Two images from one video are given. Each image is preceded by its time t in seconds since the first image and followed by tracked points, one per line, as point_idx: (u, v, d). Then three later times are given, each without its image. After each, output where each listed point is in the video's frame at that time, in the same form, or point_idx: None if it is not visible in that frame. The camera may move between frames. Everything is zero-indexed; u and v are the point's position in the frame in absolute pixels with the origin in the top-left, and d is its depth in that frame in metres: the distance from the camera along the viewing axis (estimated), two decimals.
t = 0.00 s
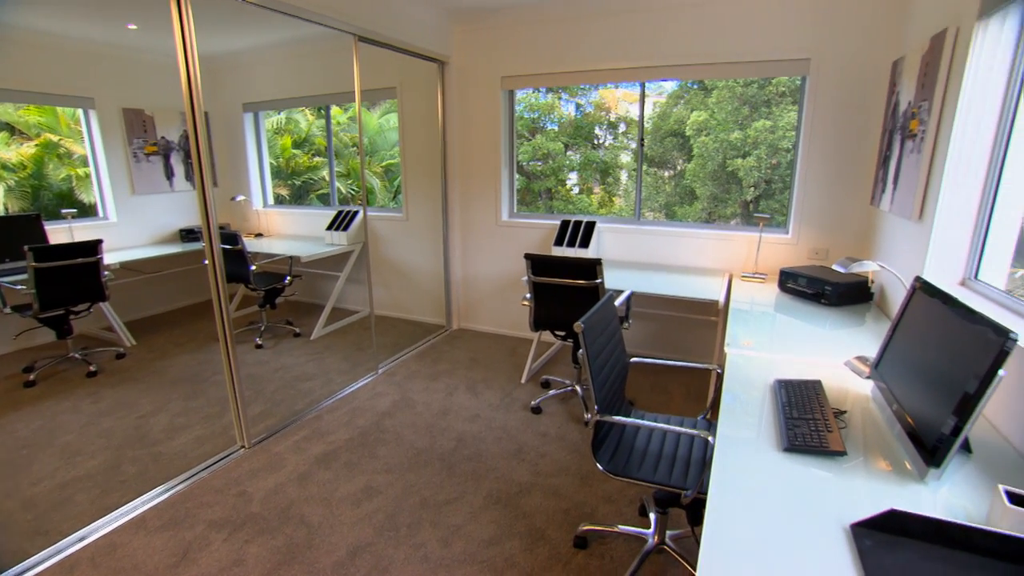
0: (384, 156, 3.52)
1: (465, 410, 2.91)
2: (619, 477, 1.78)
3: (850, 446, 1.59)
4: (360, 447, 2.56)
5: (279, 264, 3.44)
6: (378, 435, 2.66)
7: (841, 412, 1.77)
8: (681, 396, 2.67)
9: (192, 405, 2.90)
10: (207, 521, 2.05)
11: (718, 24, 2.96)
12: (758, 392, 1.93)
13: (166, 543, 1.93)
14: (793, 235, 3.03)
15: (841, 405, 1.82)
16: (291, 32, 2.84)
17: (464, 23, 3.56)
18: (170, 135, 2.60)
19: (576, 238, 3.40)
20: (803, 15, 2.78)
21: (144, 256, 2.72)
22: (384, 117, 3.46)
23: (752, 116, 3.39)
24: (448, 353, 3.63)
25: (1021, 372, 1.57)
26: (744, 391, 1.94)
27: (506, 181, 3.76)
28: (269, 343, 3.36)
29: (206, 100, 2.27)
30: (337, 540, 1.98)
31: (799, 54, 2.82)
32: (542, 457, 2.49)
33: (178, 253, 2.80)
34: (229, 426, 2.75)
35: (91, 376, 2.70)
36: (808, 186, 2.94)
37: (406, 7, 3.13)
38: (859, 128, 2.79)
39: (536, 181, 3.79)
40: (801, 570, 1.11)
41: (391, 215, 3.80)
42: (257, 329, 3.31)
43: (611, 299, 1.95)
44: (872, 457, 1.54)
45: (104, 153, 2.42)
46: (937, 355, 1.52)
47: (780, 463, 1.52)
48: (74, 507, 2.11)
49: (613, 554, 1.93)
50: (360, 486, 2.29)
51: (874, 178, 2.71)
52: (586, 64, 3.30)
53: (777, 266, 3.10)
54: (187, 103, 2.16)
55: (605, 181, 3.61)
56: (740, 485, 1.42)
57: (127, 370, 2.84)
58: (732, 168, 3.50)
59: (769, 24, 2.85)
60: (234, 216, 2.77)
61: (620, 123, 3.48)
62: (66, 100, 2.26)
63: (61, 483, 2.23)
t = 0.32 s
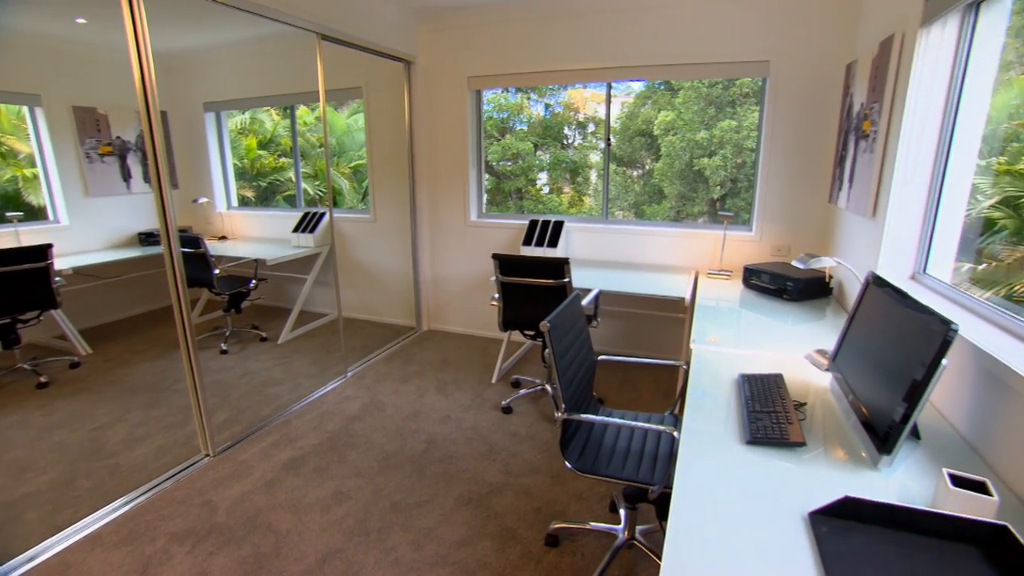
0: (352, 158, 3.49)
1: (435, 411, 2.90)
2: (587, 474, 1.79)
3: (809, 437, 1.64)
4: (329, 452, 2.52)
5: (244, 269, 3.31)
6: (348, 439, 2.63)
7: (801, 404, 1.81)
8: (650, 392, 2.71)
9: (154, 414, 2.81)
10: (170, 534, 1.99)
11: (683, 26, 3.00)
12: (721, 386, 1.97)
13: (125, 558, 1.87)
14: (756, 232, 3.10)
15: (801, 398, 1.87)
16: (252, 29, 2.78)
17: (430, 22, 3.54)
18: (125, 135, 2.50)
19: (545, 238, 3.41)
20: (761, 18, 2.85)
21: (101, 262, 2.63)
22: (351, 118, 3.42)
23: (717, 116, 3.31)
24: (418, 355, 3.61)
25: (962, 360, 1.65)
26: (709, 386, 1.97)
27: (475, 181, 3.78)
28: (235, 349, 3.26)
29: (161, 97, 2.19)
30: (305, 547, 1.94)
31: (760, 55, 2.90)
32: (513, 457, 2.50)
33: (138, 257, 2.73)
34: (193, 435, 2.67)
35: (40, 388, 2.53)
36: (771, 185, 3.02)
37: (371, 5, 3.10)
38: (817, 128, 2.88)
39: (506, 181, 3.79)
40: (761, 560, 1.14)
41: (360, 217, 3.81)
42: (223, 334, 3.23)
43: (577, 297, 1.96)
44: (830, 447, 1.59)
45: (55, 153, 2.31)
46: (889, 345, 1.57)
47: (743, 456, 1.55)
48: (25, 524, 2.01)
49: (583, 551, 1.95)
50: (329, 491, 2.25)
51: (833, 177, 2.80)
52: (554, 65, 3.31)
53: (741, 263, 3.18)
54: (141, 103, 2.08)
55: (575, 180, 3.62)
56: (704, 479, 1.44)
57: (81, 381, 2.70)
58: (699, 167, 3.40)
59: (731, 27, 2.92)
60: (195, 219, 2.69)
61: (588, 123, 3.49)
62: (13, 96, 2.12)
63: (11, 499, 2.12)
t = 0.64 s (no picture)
0: (320, 158, 3.45)
1: (405, 413, 2.88)
2: (556, 472, 1.79)
3: (770, 430, 1.68)
4: (297, 458, 2.48)
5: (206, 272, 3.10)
6: (316, 444, 2.59)
7: (763, 398, 1.86)
8: (619, 389, 2.74)
9: (112, 425, 2.72)
10: (128, 549, 1.92)
11: (648, 27, 3.05)
12: (687, 382, 2.00)
13: None
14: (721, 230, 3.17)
15: (763, 391, 1.91)
16: (210, 26, 2.71)
17: (395, 21, 3.51)
18: (76, 134, 2.32)
19: (512, 238, 3.42)
20: (722, 20, 2.92)
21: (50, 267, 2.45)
22: (318, 118, 3.34)
23: (684, 116, 3.35)
24: (387, 357, 3.59)
25: (909, 351, 1.73)
26: (674, 381, 2.00)
27: (443, 181, 3.77)
28: (198, 355, 3.13)
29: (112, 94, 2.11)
30: (272, 556, 1.90)
31: (721, 57, 2.96)
32: (484, 457, 2.50)
33: (92, 262, 2.54)
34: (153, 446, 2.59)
35: None
36: (733, 184, 3.10)
37: (335, 4, 3.06)
38: (777, 128, 2.97)
39: (475, 181, 3.79)
40: (723, 551, 1.16)
41: (326, 218, 3.66)
42: (184, 341, 3.04)
43: (543, 297, 1.97)
44: (791, 439, 1.63)
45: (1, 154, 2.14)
46: (843, 338, 1.63)
47: (706, 450, 1.58)
48: None
49: (554, 549, 1.96)
50: (297, 498, 2.21)
51: (792, 177, 2.88)
52: (522, 65, 3.32)
53: (706, 260, 3.25)
54: (91, 102, 2.00)
55: (544, 180, 3.64)
56: (669, 474, 1.46)
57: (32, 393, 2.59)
58: (666, 167, 3.46)
59: (694, 28, 2.97)
60: (156, 222, 2.56)
61: (557, 123, 3.51)
62: None
63: None
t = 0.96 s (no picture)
0: (286, 159, 3.49)
1: (376, 417, 2.85)
2: (525, 472, 1.79)
3: (734, 424, 1.71)
4: (264, 465, 2.43)
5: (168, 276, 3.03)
6: (285, 450, 2.54)
7: (728, 393, 1.89)
8: (590, 387, 2.76)
9: (65, 437, 2.60)
10: (84, 566, 1.84)
11: (614, 27, 3.09)
12: (654, 378, 2.03)
13: None
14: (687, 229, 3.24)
15: (727, 386, 1.95)
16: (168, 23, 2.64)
17: (361, 19, 3.47)
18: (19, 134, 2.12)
19: (482, 238, 3.43)
20: (685, 22, 2.98)
21: None
22: (284, 118, 3.38)
23: (651, 116, 3.38)
24: (357, 360, 3.55)
25: (863, 343, 1.79)
26: (641, 378, 2.03)
27: (410, 181, 3.73)
28: (160, 362, 3.04)
29: (58, 90, 2.01)
30: (237, 567, 1.85)
31: (685, 58, 3.02)
32: (456, 459, 2.49)
33: (40, 268, 2.41)
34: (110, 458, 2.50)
35: None
36: (699, 183, 3.17)
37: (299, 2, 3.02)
38: (739, 128, 3.04)
39: (445, 181, 3.77)
40: (688, 545, 1.18)
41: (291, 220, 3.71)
42: (145, 347, 2.99)
43: (510, 296, 1.98)
44: (754, 433, 1.66)
45: None
46: (802, 332, 1.67)
47: (671, 445, 1.60)
48: None
49: (526, 548, 1.96)
50: (264, 506, 2.17)
51: (756, 176, 2.93)
52: (491, 65, 3.33)
53: (673, 258, 3.31)
54: (34, 97, 1.90)
55: (515, 180, 3.64)
56: (635, 470, 1.47)
57: None
58: (634, 166, 3.47)
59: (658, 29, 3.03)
60: (113, 225, 2.47)
61: (526, 123, 3.51)
62: None
63: None
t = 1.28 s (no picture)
0: (255, 160, 3.38)
1: (347, 420, 2.82)
2: (495, 472, 1.79)
3: (701, 420, 1.73)
4: (232, 473, 2.38)
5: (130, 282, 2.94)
6: (253, 457, 2.49)
7: (695, 388, 1.93)
8: (562, 386, 2.78)
9: (15, 453, 2.32)
10: None
11: (582, 28, 3.12)
12: (624, 374, 2.06)
13: None
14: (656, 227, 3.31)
15: (694, 382, 1.98)
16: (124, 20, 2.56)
17: (327, 17, 3.43)
18: None
19: (451, 238, 3.47)
20: (649, 24, 3.04)
21: None
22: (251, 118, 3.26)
23: (621, 116, 3.41)
24: (327, 364, 3.53)
25: (822, 336, 1.85)
26: (611, 375, 2.05)
27: (379, 183, 3.74)
28: (121, 370, 2.88)
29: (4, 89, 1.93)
30: None
31: (650, 59, 3.08)
32: (428, 460, 2.48)
33: None
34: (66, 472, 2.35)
35: None
36: (666, 183, 3.25)
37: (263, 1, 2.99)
38: (704, 129, 3.13)
39: (417, 182, 3.75)
40: (655, 540, 1.19)
41: (258, 223, 3.51)
42: (104, 355, 2.79)
43: (479, 297, 1.99)
44: (720, 428, 1.69)
45: None
46: (764, 327, 1.72)
47: (640, 442, 1.61)
48: None
49: (500, 548, 1.96)
50: (232, 515, 2.12)
51: (722, 175, 2.99)
52: (460, 65, 3.33)
53: (643, 257, 3.38)
54: None
55: (487, 180, 3.63)
56: (605, 467, 1.48)
57: None
58: (605, 166, 3.49)
59: (624, 31, 3.08)
60: (69, 229, 2.38)
61: (498, 123, 3.51)
62: None
63: None
